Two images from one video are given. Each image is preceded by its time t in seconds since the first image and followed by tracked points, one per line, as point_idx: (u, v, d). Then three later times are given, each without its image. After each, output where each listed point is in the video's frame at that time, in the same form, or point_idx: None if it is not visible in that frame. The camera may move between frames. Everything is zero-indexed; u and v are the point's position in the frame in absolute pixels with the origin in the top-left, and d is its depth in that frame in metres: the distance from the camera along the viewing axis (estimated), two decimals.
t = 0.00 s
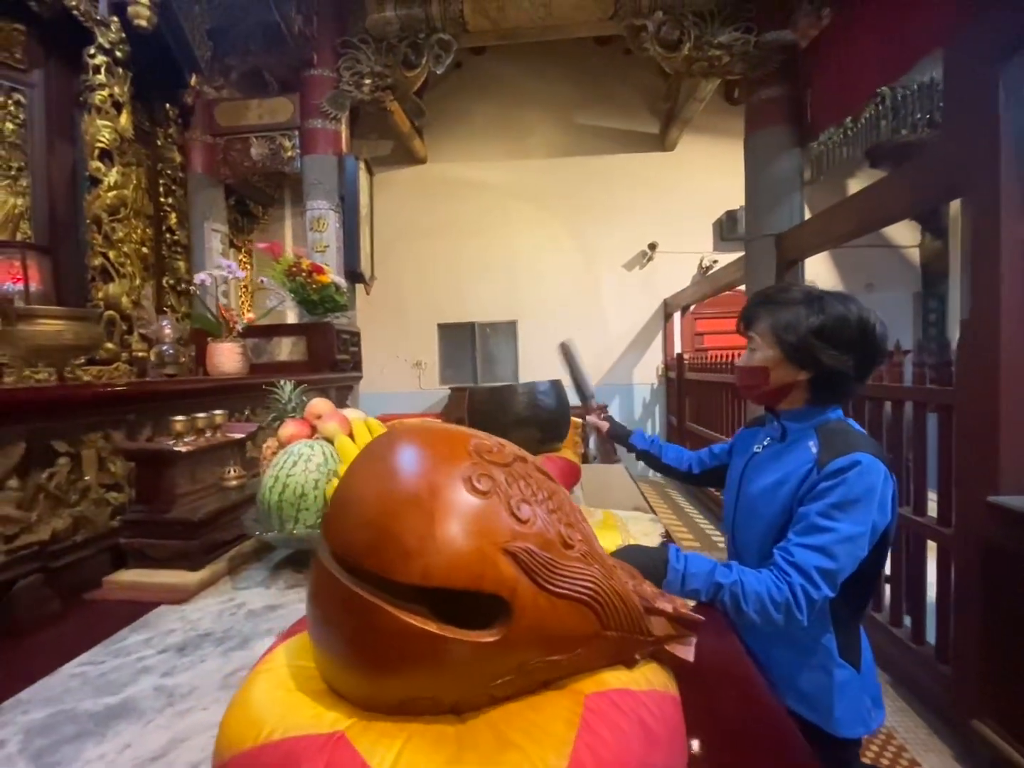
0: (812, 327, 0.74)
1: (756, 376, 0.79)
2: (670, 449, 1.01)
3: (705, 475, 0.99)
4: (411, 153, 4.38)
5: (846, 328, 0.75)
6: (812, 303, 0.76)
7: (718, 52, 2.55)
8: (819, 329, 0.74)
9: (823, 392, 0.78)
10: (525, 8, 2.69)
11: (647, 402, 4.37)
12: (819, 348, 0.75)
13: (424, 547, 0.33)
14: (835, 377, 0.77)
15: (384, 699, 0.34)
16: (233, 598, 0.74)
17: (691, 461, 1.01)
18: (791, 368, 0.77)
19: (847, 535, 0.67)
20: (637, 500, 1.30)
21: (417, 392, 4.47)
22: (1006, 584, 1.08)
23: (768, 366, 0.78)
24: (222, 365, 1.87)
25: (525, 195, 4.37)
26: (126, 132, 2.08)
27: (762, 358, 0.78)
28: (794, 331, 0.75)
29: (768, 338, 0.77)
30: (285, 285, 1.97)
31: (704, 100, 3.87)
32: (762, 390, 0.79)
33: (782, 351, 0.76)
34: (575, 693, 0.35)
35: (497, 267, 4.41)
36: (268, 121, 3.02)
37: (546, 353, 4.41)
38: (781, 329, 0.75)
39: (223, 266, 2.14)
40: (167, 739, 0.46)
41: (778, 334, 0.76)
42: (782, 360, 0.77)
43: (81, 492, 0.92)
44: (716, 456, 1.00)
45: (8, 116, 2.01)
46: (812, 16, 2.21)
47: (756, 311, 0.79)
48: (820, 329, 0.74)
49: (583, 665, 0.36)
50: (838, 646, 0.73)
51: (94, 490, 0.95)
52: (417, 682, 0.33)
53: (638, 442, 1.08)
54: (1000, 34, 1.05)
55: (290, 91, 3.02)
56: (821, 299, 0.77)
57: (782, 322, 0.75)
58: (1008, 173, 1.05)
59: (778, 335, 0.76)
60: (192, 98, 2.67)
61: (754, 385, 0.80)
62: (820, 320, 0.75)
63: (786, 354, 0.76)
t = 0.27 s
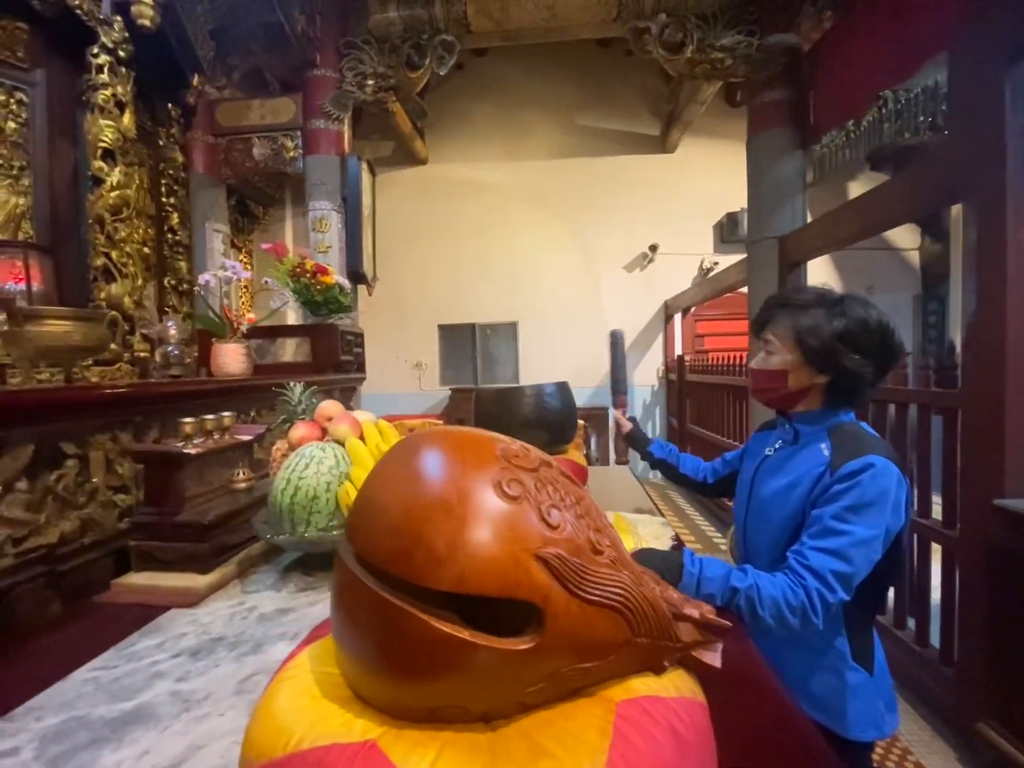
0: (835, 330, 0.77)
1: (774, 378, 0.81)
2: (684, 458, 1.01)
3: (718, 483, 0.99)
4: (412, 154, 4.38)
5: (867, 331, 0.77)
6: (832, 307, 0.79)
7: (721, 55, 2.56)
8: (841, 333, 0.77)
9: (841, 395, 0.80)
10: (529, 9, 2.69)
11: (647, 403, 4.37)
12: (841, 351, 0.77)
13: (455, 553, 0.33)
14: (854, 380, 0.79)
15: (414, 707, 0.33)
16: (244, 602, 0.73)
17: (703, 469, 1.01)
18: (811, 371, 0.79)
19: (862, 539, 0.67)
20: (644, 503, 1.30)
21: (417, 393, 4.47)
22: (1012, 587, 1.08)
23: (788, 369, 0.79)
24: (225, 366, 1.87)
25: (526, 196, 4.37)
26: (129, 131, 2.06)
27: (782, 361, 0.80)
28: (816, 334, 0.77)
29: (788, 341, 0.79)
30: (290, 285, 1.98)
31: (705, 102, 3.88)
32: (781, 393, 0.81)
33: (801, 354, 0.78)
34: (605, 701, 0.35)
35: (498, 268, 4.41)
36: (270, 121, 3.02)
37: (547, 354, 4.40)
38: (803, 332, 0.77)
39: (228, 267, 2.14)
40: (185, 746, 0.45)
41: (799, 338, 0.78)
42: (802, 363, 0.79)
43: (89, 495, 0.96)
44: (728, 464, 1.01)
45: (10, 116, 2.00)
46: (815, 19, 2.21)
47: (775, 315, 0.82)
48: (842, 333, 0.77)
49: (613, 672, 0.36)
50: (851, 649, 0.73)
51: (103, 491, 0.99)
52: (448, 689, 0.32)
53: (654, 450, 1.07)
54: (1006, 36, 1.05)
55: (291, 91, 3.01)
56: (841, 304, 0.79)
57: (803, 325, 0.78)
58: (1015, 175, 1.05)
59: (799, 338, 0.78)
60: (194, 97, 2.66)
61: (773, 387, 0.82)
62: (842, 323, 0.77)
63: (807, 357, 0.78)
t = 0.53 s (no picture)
0: (847, 330, 0.78)
1: (785, 379, 0.82)
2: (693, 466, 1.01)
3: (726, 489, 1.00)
4: (412, 155, 4.39)
5: (878, 331, 0.79)
6: (843, 308, 0.80)
7: (723, 57, 2.56)
8: (853, 333, 0.78)
9: (851, 396, 0.81)
10: (531, 11, 2.70)
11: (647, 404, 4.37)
12: (853, 351, 0.78)
13: (473, 551, 0.33)
14: (863, 381, 0.80)
15: (431, 704, 0.34)
16: (250, 601, 0.73)
17: (710, 476, 1.02)
18: (821, 370, 0.80)
19: (868, 538, 0.67)
20: (647, 504, 1.30)
21: (417, 394, 4.47)
22: (1013, 589, 1.08)
23: (799, 368, 0.81)
24: (228, 367, 1.88)
25: (527, 197, 4.38)
26: (131, 131, 2.06)
27: (793, 361, 0.81)
28: (829, 334, 0.78)
29: (799, 341, 0.80)
30: (292, 286, 1.98)
31: (706, 104, 3.88)
32: (790, 393, 0.82)
33: (813, 354, 0.80)
34: (620, 699, 0.35)
35: (499, 269, 4.41)
36: (272, 121, 3.04)
37: (547, 355, 4.41)
38: (815, 332, 0.79)
39: (231, 268, 2.14)
40: (197, 744, 0.46)
41: (811, 338, 0.79)
42: (813, 363, 0.80)
43: (94, 494, 0.98)
44: (733, 469, 1.01)
45: (13, 115, 2.00)
46: (816, 21, 2.22)
47: (785, 316, 0.83)
48: (854, 332, 0.78)
49: (627, 670, 0.36)
50: (857, 648, 0.73)
51: (107, 490, 1.00)
52: (466, 687, 0.33)
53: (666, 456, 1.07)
54: (1008, 40, 1.06)
55: (293, 91, 3.02)
56: (851, 305, 0.81)
57: (815, 326, 0.79)
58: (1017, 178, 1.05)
59: (811, 338, 0.79)
60: (196, 97, 2.66)
61: (782, 387, 0.82)
62: (854, 324, 0.78)
63: (818, 356, 0.79)
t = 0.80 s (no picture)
0: (860, 333, 0.79)
1: (796, 381, 0.82)
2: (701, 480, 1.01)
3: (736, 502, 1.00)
4: (413, 156, 4.39)
5: (889, 334, 0.80)
6: (855, 311, 0.81)
7: (725, 60, 2.57)
8: (866, 335, 0.79)
9: (861, 399, 0.82)
10: (534, 13, 2.71)
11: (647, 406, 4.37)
12: (866, 353, 0.79)
13: (493, 556, 0.33)
14: (875, 384, 0.81)
15: (451, 705, 0.34)
16: (260, 602, 0.74)
17: (719, 489, 1.02)
18: (833, 373, 0.81)
19: (877, 542, 0.68)
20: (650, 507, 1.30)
21: (418, 394, 4.47)
22: (1014, 590, 1.08)
23: (810, 371, 0.81)
24: (232, 368, 1.89)
25: (528, 199, 4.38)
26: (135, 131, 2.07)
27: (804, 363, 0.81)
28: (842, 337, 0.79)
29: (810, 344, 0.81)
30: (296, 288, 2.00)
31: (707, 106, 3.89)
32: (801, 396, 0.83)
33: (826, 357, 0.80)
34: (636, 700, 0.36)
35: (500, 270, 4.42)
36: (275, 122, 3.05)
37: (547, 356, 4.41)
38: (828, 335, 0.79)
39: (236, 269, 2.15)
40: (212, 744, 0.46)
41: (824, 341, 0.80)
42: (825, 365, 0.81)
43: (103, 495, 0.98)
44: (741, 479, 1.02)
45: (17, 115, 1.99)
46: (817, 25, 2.23)
47: (797, 319, 0.83)
48: (867, 335, 0.79)
49: (643, 673, 0.37)
50: (865, 653, 0.74)
51: (115, 491, 1.00)
52: (486, 688, 0.33)
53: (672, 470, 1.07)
54: (1010, 46, 1.07)
55: (296, 93, 3.02)
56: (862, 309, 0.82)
57: (829, 329, 0.80)
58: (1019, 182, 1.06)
59: (824, 341, 0.80)
60: (199, 98, 2.67)
61: (793, 390, 0.83)
62: (867, 327, 0.79)
63: (830, 360, 0.80)
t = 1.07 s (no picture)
0: (879, 335, 0.80)
1: (812, 383, 0.82)
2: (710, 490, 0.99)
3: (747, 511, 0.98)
4: (415, 155, 4.39)
5: (907, 336, 0.81)
6: (871, 313, 0.82)
7: (730, 61, 2.56)
8: (884, 337, 0.80)
9: (877, 400, 0.83)
10: (538, 13, 2.70)
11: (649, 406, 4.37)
12: (884, 355, 0.80)
13: (523, 559, 0.33)
14: (892, 385, 0.82)
15: (480, 710, 0.34)
16: (272, 603, 0.74)
17: (728, 497, 1.00)
18: (850, 374, 0.81)
19: (893, 545, 0.68)
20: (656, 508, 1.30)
21: (420, 394, 4.47)
22: (1020, 593, 1.08)
23: (827, 373, 0.81)
24: (238, 367, 1.89)
25: (530, 199, 4.38)
26: (140, 131, 2.07)
27: (820, 365, 0.82)
28: (861, 339, 0.80)
29: (828, 346, 0.81)
30: (302, 288, 2.01)
31: (710, 107, 3.89)
32: (817, 398, 0.83)
33: (843, 359, 0.81)
34: (664, 705, 0.36)
35: (502, 270, 4.41)
36: (278, 121, 3.03)
37: (550, 357, 4.41)
38: (847, 336, 0.80)
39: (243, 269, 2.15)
40: (232, 747, 0.46)
41: (842, 342, 0.80)
42: (843, 367, 0.81)
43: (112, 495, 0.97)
44: (751, 486, 1.01)
45: (22, 115, 1.99)
46: (821, 26, 2.22)
47: (814, 321, 0.84)
48: (885, 337, 0.80)
49: (671, 678, 0.36)
50: (880, 656, 0.74)
51: (126, 491, 0.96)
52: (516, 693, 0.33)
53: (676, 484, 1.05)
54: (1019, 47, 1.06)
55: (300, 92, 3.02)
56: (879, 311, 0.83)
57: (847, 330, 0.80)
58: None
59: (842, 342, 0.80)
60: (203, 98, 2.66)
61: (809, 392, 0.83)
62: (885, 328, 0.80)
63: (848, 361, 0.81)
